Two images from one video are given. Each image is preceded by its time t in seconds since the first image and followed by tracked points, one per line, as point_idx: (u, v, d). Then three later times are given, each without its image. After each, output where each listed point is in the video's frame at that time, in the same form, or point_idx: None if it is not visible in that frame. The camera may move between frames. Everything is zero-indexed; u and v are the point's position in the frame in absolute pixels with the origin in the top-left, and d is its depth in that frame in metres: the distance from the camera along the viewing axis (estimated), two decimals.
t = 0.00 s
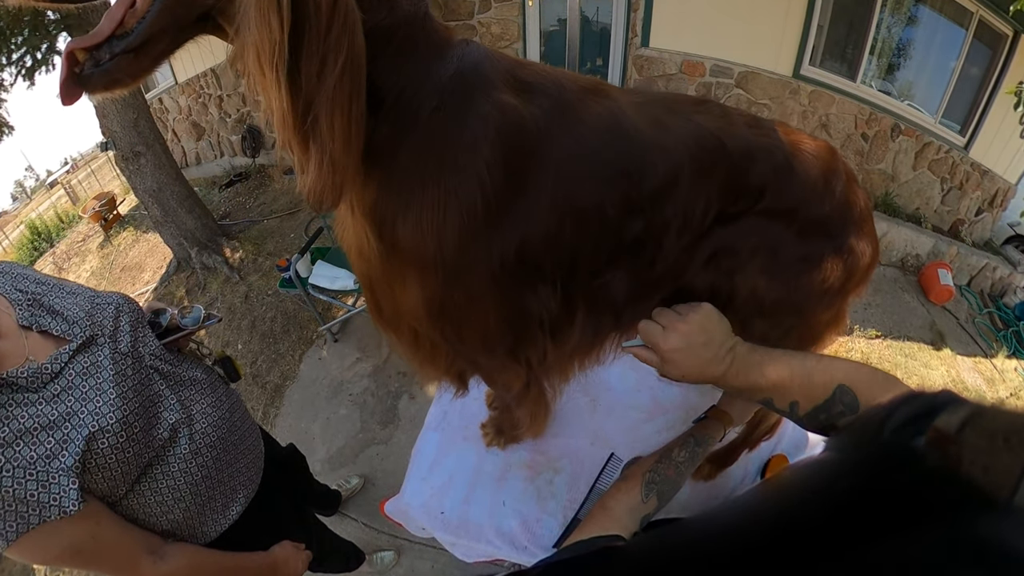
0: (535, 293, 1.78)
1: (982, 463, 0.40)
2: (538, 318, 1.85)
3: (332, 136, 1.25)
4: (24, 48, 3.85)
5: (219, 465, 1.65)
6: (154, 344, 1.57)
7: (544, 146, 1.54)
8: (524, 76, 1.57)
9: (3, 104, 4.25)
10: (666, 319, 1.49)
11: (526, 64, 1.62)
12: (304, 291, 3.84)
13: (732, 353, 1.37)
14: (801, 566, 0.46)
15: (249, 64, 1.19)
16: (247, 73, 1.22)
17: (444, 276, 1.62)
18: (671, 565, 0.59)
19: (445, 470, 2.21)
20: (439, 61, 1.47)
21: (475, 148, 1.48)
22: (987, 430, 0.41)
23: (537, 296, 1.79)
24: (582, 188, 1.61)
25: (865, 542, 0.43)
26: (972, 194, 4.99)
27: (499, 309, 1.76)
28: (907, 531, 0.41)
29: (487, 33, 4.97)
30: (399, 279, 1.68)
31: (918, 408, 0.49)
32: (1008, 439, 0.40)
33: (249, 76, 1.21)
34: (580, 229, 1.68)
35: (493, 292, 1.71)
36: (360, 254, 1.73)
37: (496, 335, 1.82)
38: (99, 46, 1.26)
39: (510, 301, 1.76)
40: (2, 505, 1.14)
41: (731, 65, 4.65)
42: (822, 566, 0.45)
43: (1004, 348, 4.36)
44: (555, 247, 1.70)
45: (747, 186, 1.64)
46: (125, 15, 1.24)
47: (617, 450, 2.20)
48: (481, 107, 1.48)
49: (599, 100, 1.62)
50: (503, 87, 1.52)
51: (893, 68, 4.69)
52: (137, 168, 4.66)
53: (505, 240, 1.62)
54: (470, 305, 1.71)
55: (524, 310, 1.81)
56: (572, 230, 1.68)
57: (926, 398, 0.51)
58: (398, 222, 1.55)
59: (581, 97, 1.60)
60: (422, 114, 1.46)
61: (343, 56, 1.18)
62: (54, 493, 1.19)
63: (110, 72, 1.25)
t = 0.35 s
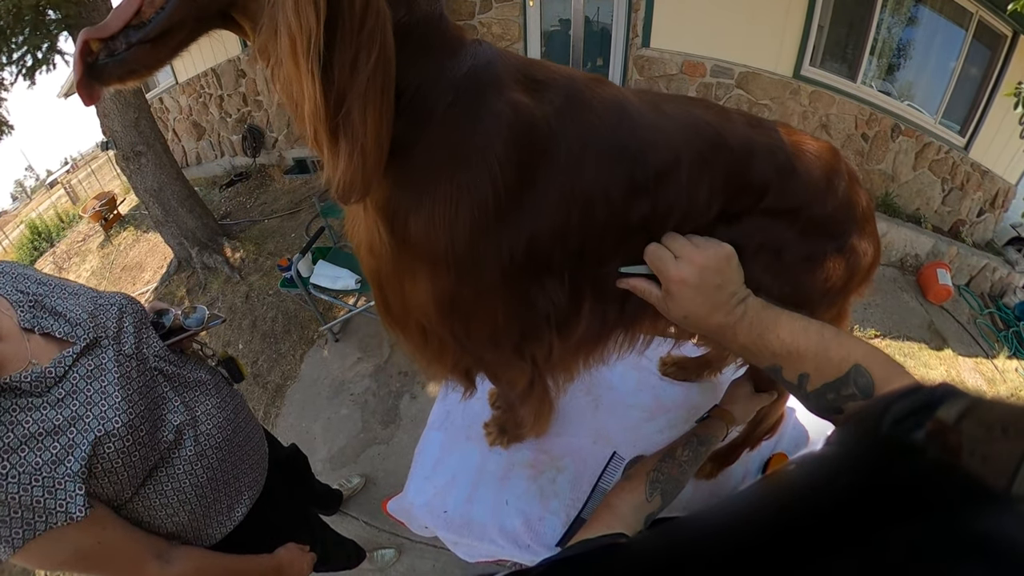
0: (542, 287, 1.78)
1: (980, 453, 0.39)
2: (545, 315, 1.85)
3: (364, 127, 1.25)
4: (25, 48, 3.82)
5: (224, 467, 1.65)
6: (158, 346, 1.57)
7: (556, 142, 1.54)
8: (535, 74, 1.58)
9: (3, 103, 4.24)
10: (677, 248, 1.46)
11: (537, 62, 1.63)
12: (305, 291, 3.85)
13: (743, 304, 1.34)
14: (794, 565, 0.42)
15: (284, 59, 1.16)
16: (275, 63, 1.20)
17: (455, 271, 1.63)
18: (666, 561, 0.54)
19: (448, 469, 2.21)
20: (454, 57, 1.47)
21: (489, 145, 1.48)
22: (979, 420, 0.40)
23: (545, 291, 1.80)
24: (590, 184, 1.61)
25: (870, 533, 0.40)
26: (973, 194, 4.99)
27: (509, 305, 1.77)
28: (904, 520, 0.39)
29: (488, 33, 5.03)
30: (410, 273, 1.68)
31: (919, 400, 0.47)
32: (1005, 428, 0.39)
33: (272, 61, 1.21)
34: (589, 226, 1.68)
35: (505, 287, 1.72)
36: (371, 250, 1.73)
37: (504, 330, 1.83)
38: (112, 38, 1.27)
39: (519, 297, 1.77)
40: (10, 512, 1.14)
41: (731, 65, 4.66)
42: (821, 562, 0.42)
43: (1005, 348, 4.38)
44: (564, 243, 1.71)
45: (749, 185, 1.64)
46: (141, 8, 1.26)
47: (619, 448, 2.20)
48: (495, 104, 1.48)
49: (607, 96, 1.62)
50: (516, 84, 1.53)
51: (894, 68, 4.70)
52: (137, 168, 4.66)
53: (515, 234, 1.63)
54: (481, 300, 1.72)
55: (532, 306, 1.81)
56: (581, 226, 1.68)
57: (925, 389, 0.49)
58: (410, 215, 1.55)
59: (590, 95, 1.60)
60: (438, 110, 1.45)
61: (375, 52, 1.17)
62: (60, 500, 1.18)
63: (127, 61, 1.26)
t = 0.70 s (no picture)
0: (555, 281, 1.81)
1: (973, 439, 0.42)
2: (557, 308, 1.87)
3: (395, 118, 1.24)
4: (25, 47, 3.80)
5: (231, 465, 1.66)
6: (166, 343, 1.58)
7: (570, 139, 1.56)
8: (548, 72, 1.60)
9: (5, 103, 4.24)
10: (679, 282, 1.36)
11: (549, 62, 1.65)
12: (308, 291, 3.85)
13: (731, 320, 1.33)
14: (786, 559, 0.46)
15: (319, 45, 1.16)
16: (300, 55, 1.21)
17: (476, 264, 1.65)
18: (667, 557, 0.59)
19: (455, 465, 2.22)
20: (471, 55, 1.48)
21: (508, 140, 1.50)
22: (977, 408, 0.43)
23: (557, 285, 1.82)
24: (599, 180, 1.62)
25: (864, 523, 0.43)
26: (973, 194, 5.01)
27: (525, 298, 1.79)
28: (897, 511, 0.41)
29: (489, 33, 5.07)
30: (428, 267, 1.69)
31: (916, 390, 0.49)
32: (996, 413, 0.42)
33: (297, 48, 1.20)
34: (601, 221, 1.70)
35: (521, 281, 1.74)
36: (389, 246, 1.73)
37: (522, 323, 1.85)
38: (138, 24, 1.30)
39: (534, 290, 1.79)
40: (16, 506, 1.14)
41: (732, 65, 4.68)
42: (824, 550, 0.44)
43: (1005, 347, 4.37)
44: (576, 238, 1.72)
45: (749, 181, 1.65)
46: None
47: (623, 444, 2.21)
48: (513, 102, 1.50)
49: (614, 94, 1.63)
50: (532, 83, 1.54)
51: (893, 68, 4.74)
52: (138, 168, 4.66)
53: (533, 228, 1.66)
54: (498, 295, 1.74)
55: (545, 299, 1.83)
56: (592, 221, 1.70)
57: (920, 381, 0.51)
58: (432, 210, 1.56)
59: (598, 92, 1.62)
60: (461, 105, 1.47)
61: (409, 47, 1.19)
62: (69, 495, 1.18)
63: (150, 49, 1.29)
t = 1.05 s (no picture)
0: (555, 283, 1.80)
1: (979, 457, 0.40)
2: (558, 309, 1.86)
3: (414, 110, 1.24)
4: (25, 48, 3.81)
5: (229, 466, 1.65)
6: (166, 344, 1.57)
7: (573, 140, 1.56)
8: (550, 73, 1.58)
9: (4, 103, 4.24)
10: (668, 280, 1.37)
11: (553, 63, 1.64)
12: (308, 291, 3.85)
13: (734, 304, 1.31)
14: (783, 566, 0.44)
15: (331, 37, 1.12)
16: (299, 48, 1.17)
17: (476, 263, 1.62)
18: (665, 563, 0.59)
19: (455, 467, 2.21)
20: (475, 56, 1.47)
21: (511, 139, 1.49)
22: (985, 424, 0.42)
23: (557, 285, 1.81)
24: (602, 182, 1.62)
25: (866, 533, 0.41)
26: (973, 194, 5.01)
27: (527, 298, 1.78)
28: (904, 521, 0.39)
29: (489, 33, 5.07)
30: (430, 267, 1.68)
31: (918, 401, 0.47)
32: (1004, 431, 0.40)
33: (300, 43, 1.16)
34: (602, 222, 1.70)
35: (524, 281, 1.73)
36: (387, 246, 1.68)
37: (521, 326, 1.83)
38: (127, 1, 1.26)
39: (536, 290, 1.78)
40: (14, 506, 1.13)
41: (732, 65, 4.68)
42: (823, 558, 0.42)
43: (1006, 348, 4.36)
44: (579, 239, 1.72)
45: (753, 184, 1.65)
46: None
47: (625, 446, 2.20)
48: (517, 103, 1.48)
49: (617, 95, 1.63)
50: (536, 84, 1.53)
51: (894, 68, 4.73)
52: (138, 168, 4.66)
53: (533, 228, 1.65)
54: (501, 295, 1.73)
55: (546, 300, 1.82)
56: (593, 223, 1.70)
57: (921, 393, 0.49)
58: (431, 208, 1.53)
59: (602, 95, 1.61)
60: (466, 106, 1.44)
61: (427, 47, 1.19)
62: (67, 495, 1.18)
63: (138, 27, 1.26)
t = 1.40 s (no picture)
0: (560, 282, 1.79)
1: (980, 465, 0.39)
2: (564, 309, 1.86)
3: (425, 111, 1.22)
4: (24, 48, 3.82)
5: (227, 469, 1.65)
6: (163, 347, 1.57)
7: (577, 138, 1.55)
8: (553, 71, 1.58)
9: (3, 104, 4.24)
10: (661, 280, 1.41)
11: (556, 62, 1.64)
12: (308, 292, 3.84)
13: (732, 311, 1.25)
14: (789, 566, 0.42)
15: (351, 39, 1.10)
16: (307, 48, 1.16)
17: (482, 264, 1.62)
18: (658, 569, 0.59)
19: (455, 470, 2.21)
20: (480, 54, 1.47)
21: (517, 139, 1.48)
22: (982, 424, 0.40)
23: (562, 284, 1.80)
24: (606, 181, 1.61)
25: (868, 541, 0.40)
26: (973, 193, 5.00)
27: (532, 299, 1.77)
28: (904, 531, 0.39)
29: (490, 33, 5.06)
30: (434, 268, 1.66)
31: (920, 406, 0.46)
32: (1007, 439, 0.39)
33: (308, 42, 1.15)
34: (604, 222, 1.69)
35: (529, 281, 1.73)
36: (391, 244, 1.67)
37: (525, 327, 1.83)
38: None
39: (541, 290, 1.77)
40: (13, 510, 1.13)
41: (733, 65, 4.67)
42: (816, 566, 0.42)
43: (1006, 349, 4.35)
44: (582, 239, 1.71)
45: (756, 185, 1.64)
46: None
47: (625, 448, 2.19)
48: (521, 102, 1.48)
49: (619, 95, 1.62)
50: (540, 82, 1.53)
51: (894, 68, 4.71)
52: (138, 168, 4.66)
53: (537, 227, 1.64)
54: (506, 295, 1.73)
55: (552, 300, 1.81)
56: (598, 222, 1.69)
57: (927, 397, 0.48)
58: (437, 207, 1.52)
59: (605, 94, 1.60)
60: (470, 103, 1.44)
61: (440, 47, 1.17)
62: (64, 498, 1.18)
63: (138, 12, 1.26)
